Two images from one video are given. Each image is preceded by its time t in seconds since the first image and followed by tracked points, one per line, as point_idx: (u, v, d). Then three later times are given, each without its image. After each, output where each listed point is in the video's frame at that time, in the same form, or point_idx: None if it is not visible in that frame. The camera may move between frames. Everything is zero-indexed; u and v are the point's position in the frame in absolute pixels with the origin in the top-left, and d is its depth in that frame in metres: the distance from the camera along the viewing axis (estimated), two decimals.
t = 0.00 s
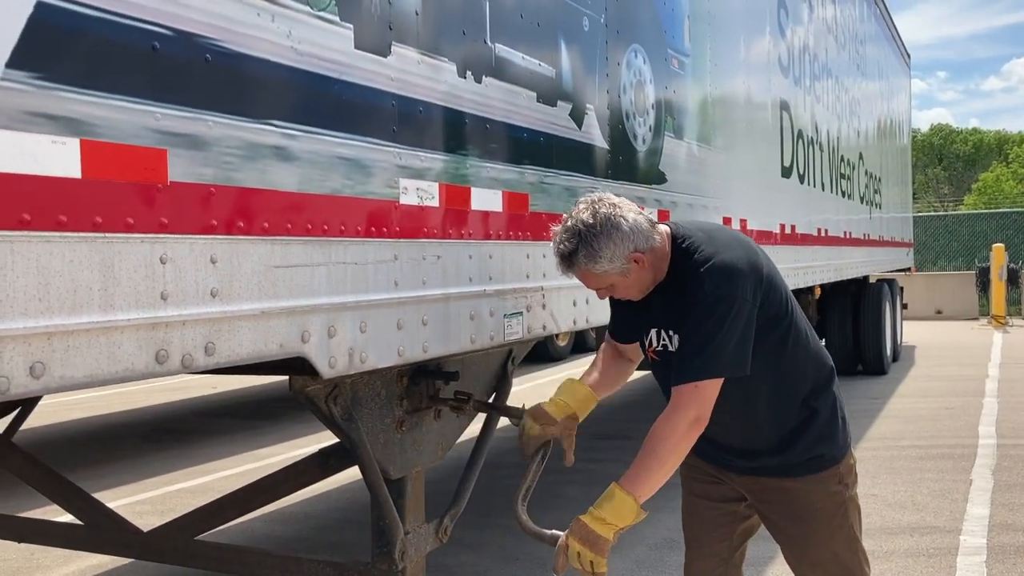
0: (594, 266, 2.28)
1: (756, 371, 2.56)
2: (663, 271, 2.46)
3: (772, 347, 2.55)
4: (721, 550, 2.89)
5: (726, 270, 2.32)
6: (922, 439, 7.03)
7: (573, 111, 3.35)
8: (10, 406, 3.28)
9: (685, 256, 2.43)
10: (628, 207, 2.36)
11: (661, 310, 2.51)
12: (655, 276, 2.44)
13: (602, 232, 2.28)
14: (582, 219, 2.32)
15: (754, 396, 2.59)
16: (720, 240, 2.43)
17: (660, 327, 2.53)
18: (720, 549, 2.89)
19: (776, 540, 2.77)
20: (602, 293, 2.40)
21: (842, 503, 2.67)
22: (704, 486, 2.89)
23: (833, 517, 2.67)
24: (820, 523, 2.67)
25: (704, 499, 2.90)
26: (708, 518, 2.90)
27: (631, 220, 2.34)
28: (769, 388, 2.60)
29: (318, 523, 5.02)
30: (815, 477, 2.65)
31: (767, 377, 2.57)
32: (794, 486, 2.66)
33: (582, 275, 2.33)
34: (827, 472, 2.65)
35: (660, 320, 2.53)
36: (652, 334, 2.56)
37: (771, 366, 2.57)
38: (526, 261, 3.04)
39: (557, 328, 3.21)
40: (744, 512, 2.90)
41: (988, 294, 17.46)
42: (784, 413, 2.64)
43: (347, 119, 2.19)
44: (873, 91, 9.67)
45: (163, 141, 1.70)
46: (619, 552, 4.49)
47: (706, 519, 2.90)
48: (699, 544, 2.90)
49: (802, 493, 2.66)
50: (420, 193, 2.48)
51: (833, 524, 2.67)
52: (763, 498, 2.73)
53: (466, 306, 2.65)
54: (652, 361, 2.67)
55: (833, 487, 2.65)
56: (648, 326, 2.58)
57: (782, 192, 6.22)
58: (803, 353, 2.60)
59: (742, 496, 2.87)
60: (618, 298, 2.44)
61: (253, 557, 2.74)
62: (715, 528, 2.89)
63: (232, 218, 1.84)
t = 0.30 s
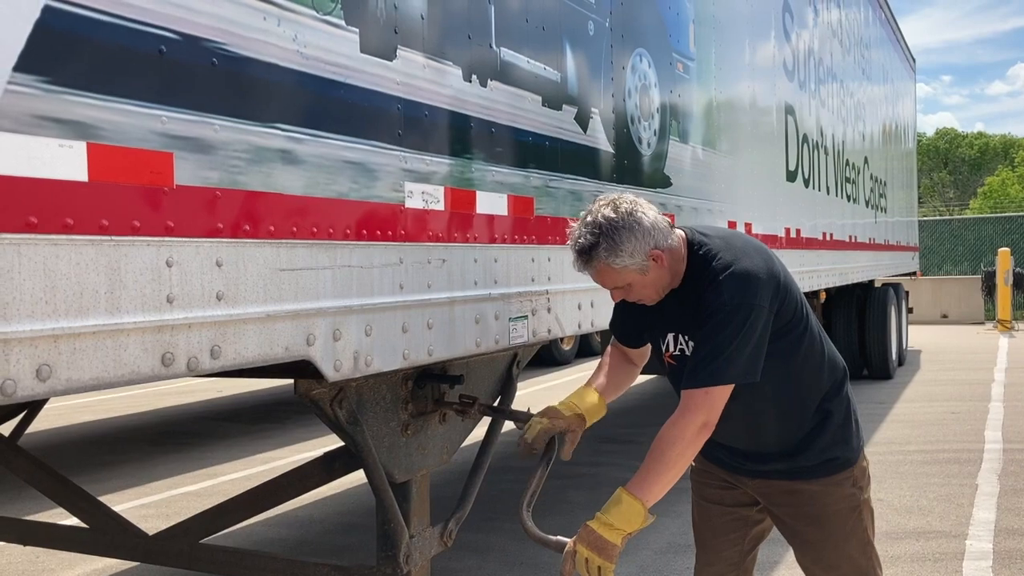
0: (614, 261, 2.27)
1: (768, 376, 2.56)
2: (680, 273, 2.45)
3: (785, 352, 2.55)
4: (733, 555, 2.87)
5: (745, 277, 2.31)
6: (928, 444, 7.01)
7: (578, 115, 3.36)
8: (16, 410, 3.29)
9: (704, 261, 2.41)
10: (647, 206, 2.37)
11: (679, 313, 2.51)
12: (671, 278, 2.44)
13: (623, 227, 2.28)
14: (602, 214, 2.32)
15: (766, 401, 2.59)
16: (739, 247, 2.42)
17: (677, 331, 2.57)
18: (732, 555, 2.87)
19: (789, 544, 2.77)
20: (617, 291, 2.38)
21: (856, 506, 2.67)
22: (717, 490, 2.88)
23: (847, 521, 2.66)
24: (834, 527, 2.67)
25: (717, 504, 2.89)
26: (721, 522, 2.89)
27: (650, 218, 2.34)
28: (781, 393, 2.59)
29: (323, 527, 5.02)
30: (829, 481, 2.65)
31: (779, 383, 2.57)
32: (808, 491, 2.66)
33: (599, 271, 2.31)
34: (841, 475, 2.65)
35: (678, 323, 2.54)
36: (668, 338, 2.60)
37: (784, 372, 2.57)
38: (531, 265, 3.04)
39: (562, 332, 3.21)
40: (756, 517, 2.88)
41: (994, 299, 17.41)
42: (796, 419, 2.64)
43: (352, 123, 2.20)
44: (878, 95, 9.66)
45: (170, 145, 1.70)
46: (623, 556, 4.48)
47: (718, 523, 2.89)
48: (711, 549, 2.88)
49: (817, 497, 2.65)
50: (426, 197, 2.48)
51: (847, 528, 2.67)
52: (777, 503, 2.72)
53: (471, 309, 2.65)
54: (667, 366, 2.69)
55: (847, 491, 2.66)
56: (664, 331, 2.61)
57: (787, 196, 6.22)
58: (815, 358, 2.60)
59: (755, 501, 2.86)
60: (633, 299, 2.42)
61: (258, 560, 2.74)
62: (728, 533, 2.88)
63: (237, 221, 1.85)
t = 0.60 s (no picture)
0: (616, 271, 2.24)
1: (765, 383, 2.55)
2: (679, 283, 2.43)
3: (783, 357, 2.55)
4: (730, 556, 2.87)
5: (739, 285, 2.30)
6: (929, 446, 7.00)
7: (579, 117, 3.36)
8: (17, 411, 3.29)
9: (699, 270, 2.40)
10: (648, 217, 2.35)
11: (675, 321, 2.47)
12: (671, 289, 2.42)
13: (625, 238, 2.25)
14: (602, 225, 2.29)
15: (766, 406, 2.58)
16: (733, 255, 2.41)
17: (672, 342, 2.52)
18: (729, 555, 2.87)
19: (788, 545, 2.77)
20: (617, 302, 2.35)
21: (856, 508, 2.67)
22: (716, 492, 2.87)
23: (846, 524, 2.66)
24: (833, 528, 2.67)
25: (715, 505, 2.88)
26: (719, 524, 2.88)
27: (650, 229, 2.32)
28: (781, 397, 2.59)
29: (325, 529, 5.02)
30: (830, 483, 2.64)
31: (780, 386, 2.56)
32: (808, 493, 2.65)
33: (599, 282, 2.28)
34: (841, 477, 2.65)
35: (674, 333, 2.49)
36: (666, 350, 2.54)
37: (780, 379, 2.57)
38: (532, 267, 3.04)
39: (563, 334, 3.21)
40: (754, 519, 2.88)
41: (995, 300, 17.41)
42: (796, 422, 2.63)
43: (354, 125, 2.20)
44: (879, 97, 9.66)
45: (172, 147, 1.70)
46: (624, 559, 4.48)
47: (717, 525, 2.88)
48: (710, 550, 2.87)
49: (817, 498, 2.65)
50: (428, 199, 2.48)
51: (846, 530, 2.67)
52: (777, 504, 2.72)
53: (473, 311, 2.65)
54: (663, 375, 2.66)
55: (847, 493, 2.66)
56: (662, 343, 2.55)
57: (788, 198, 6.22)
58: (814, 361, 2.59)
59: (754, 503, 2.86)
60: (632, 311, 2.39)
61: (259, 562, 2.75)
62: (727, 533, 2.88)
63: (239, 223, 1.85)
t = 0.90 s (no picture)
0: (587, 312, 2.18)
1: (754, 390, 2.54)
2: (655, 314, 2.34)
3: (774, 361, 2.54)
4: (732, 550, 2.88)
5: (711, 297, 2.27)
6: (927, 446, 7.01)
7: (578, 118, 3.36)
8: (16, 411, 3.29)
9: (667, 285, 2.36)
10: (617, 254, 2.29)
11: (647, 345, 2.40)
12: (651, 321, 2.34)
13: (594, 279, 2.20)
14: (571, 267, 2.24)
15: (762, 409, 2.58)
16: (699, 269, 2.37)
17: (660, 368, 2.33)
18: (732, 550, 2.88)
19: (796, 535, 2.79)
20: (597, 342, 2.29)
21: (862, 497, 2.69)
22: (717, 490, 2.87)
23: (853, 513, 2.68)
24: (841, 518, 2.69)
25: (717, 503, 2.88)
26: (719, 520, 2.88)
27: (620, 266, 2.26)
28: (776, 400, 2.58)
29: (323, 530, 5.01)
30: (836, 475, 2.66)
31: (775, 388, 2.56)
32: (815, 485, 2.67)
33: (574, 324, 2.23)
34: (848, 468, 2.67)
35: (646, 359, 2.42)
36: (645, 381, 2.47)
37: (768, 384, 2.56)
38: (531, 267, 3.04)
39: (562, 335, 3.21)
40: (756, 513, 2.89)
41: (993, 301, 17.43)
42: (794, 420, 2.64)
43: (354, 126, 2.20)
44: (878, 98, 9.67)
45: (171, 147, 1.70)
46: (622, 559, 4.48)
47: (721, 521, 2.88)
48: (714, 546, 2.88)
49: (823, 490, 2.67)
50: (427, 200, 2.49)
51: (853, 520, 2.69)
52: (783, 498, 2.73)
53: (471, 312, 2.65)
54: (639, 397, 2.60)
55: (853, 483, 2.67)
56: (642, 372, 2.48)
57: (786, 199, 6.22)
58: (806, 359, 2.58)
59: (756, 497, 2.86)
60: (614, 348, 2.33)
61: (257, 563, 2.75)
62: (730, 529, 2.88)
63: (238, 222, 1.85)
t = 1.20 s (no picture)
0: (630, 258, 2.26)
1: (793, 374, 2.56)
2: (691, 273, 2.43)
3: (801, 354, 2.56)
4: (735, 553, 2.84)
5: (762, 271, 2.31)
6: (923, 446, 7.02)
7: (574, 118, 3.36)
8: (12, 411, 3.28)
9: (711, 258, 2.40)
10: (661, 209, 2.38)
11: (686, 313, 2.44)
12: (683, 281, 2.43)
13: (640, 227, 2.28)
14: (617, 215, 2.32)
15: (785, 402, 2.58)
16: (740, 242, 2.42)
17: (678, 336, 2.49)
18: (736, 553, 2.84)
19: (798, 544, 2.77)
20: (630, 293, 2.36)
21: (867, 509, 2.68)
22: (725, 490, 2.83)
23: (857, 525, 2.67)
24: (845, 528, 2.67)
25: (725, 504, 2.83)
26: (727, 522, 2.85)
27: (664, 219, 2.35)
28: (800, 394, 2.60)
29: (320, 529, 5.01)
30: (843, 483, 2.65)
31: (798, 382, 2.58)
32: (821, 492, 2.66)
33: (613, 270, 2.30)
34: (854, 478, 2.66)
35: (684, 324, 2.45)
36: (671, 341, 2.52)
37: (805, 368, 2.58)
38: (528, 267, 3.04)
39: (559, 334, 3.21)
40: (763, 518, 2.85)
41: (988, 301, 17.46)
42: (812, 419, 2.65)
43: (351, 125, 2.20)
44: (873, 99, 9.68)
45: (168, 146, 1.70)
46: (619, 558, 4.48)
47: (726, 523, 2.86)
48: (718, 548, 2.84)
49: (830, 499, 2.66)
50: (423, 199, 2.49)
51: (857, 532, 2.67)
52: (789, 502, 2.71)
53: (468, 311, 2.65)
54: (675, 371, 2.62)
55: (859, 493, 2.66)
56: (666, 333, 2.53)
57: (783, 198, 6.23)
58: (827, 358, 2.61)
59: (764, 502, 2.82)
60: (644, 301, 2.41)
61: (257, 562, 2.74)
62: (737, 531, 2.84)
63: (235, 222, 1.85)
